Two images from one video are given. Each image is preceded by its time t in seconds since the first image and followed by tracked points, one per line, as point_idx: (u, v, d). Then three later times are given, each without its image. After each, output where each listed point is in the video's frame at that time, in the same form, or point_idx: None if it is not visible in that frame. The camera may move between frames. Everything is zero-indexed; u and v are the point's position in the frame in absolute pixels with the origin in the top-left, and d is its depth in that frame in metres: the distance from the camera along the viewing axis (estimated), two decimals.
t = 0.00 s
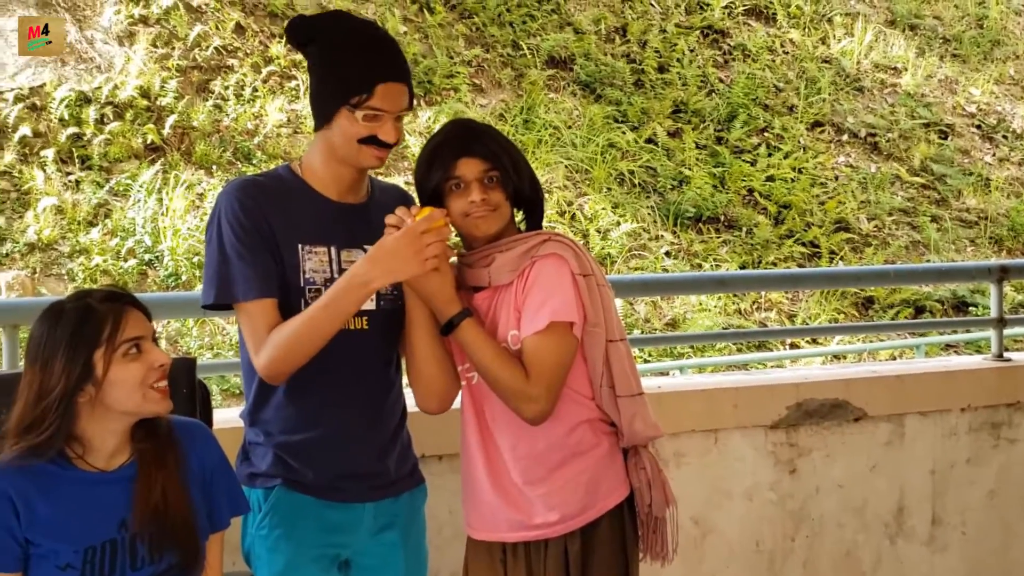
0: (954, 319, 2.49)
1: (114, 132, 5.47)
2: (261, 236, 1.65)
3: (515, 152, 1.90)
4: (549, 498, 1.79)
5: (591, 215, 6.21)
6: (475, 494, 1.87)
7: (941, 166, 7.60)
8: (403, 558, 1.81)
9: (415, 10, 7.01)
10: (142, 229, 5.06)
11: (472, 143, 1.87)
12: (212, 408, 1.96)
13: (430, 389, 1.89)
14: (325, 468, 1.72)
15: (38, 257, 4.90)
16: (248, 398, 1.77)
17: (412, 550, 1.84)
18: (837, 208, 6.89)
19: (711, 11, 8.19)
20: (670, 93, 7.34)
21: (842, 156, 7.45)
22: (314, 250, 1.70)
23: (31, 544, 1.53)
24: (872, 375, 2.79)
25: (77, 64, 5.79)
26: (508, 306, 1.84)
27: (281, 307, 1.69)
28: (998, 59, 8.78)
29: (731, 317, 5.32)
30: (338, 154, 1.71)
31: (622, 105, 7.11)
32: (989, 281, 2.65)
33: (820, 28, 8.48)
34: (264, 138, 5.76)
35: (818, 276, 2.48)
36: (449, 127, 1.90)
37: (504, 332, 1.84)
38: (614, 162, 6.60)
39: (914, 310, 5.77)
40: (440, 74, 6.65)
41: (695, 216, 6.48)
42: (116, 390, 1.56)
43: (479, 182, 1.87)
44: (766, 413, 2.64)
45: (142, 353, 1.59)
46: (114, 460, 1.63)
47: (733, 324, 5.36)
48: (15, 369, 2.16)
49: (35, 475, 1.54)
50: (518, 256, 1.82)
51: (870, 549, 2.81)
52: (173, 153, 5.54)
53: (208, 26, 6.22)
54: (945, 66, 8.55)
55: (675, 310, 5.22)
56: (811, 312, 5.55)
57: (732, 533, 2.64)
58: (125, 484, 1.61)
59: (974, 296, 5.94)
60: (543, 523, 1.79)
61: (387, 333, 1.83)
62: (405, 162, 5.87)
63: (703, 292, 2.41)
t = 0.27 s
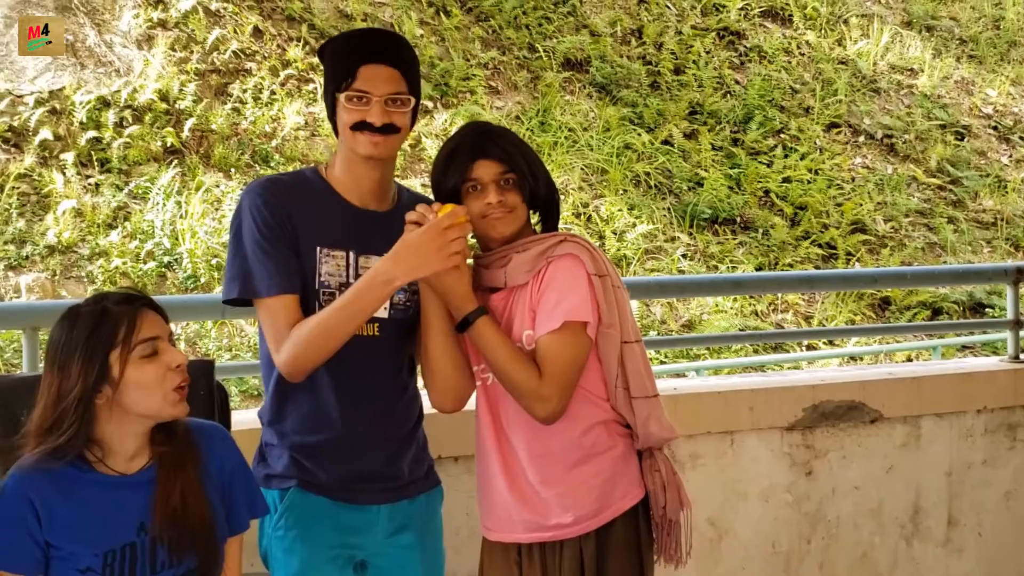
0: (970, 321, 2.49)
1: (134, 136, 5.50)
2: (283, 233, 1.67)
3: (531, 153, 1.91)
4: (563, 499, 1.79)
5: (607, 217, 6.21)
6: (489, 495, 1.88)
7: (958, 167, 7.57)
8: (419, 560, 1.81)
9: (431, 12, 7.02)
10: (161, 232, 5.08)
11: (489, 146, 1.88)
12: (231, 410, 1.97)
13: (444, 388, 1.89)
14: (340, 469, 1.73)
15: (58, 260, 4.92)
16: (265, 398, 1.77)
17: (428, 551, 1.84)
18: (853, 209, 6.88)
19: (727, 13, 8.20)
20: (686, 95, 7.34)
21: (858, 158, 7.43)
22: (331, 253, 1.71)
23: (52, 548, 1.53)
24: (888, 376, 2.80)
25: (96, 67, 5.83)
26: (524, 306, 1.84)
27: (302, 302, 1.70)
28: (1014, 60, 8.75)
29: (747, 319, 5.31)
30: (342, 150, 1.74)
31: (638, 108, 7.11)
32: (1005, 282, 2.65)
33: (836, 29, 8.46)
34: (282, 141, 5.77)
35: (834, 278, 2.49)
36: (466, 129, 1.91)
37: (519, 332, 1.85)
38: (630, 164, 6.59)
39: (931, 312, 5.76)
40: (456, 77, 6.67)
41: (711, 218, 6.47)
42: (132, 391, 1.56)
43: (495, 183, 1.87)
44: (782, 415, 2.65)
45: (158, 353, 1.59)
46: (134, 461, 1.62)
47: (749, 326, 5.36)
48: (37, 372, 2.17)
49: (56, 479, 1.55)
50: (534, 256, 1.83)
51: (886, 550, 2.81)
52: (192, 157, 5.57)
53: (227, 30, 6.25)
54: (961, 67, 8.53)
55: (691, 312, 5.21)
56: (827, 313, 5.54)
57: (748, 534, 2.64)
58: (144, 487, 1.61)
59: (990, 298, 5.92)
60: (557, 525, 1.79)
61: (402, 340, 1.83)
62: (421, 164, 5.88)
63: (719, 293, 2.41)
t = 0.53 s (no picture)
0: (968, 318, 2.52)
1: (142, 135, 5.54)
2: (295, 230, 1.70)
3: (536, 151, 1.93)
4: (566, 493, 1.82)
5: (609, 216, 6.23)
6: (492, 489, 1.91)
7: (956, 166, 7.60)
8: (424, 553, 1.83)
9: (435, 13, 7.06)
10: (168, 230, 5.11)
11: (495, 144, 1.90)
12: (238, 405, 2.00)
13: (449, 383, 1.91)
14: (346, 463, 1.75)
15: (67, 257, 4.95)
16: (273, 393, 1.80)
17: (432, 546, 1.86)
18: (852, 208, 6.90)
19: (728, 13, 8.23)
20: (687, 95, 7.37)
21: (858, 157, 7.46)
22: (341, 253, 1.73)
23: (61, 540, 1.56)
24: (886, 373, 2.82)
25: (105, 68, 5.87)
26: (528, 303, 1.87)
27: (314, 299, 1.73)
28: (1011, 61, 8.78)
29: (748, 315, 5.34)
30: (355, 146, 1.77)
31: (640, 107, 7.14)
32: (1002, 279, 2.68)
33: (836, 30, 8.49)
34: (288, 140, 5.80)
35: (834, 275, 2.51)
36: (473, 127, 1.93)
37: (524, 328, 1.87)
38: (631, 163, 6.62)
39: (929, 309, 5.79)
40: (460, 77, 6.70)
41: (712, 216, 6.50)
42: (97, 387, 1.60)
43: (500, 181, 1.90)
44: (782, 411, 2.67)
45: (124, 350, 1.61)
46: (138, 455, 1.65)
47: (750, 323, 5.38)
48: (46, 366, 2.20)
49: (64, 472, 1.58)
50: (538, 253, 1.86)
51: (885, 545, 2.84)
52: (199, 155, 5.60)
53: (233, 31, 6.29)
54: (960, 67, 8.56)
55: (692, 309, 5.24)
56: (827, 311, 5.57)
57: (748, 529, 2.66)
58: (149, 481, 1.63)
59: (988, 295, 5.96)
60: (560, 518, 1.82)
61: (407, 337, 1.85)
62: (424, 163, 5.91)
63: (719, 290, 2.44)
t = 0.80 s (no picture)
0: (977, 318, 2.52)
1: (155, 137, 5.55)
2: (314, 231, 1.72)
3: (546, 152, 1.94)
4: (574, 492, 1.83)
5: (618, 217, 6.24)
6: (502, 488, 1.92)
7: (965, 167, 7.59)
8: (435, 552, 1.84)
9: (445, 15, 7.08)
10: (181, 231, 5.13)
11: (506, 146, 1.92)
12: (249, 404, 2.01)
13: (459, 383, 1.93)
14: (357, 462, 1.77)
15: (81, 259, 4.96)
16: (288, 394, 1.82)
17: (444, 545, 1.87)
18: (862, 209, 6.90)
19: (738, 14, 8.24)
20: (697, 96, 7.37)
21: (868, 158, 7.46)
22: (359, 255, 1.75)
23: (75, 536, 1.57)
24: (894, 373, 2.83)
25: (118, 70, 5.87)
26: (538, 303, 1.89)
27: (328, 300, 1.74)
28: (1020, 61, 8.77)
29: (758, 316, 5.34)
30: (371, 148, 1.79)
31: (650, 108, 7.14)
32: (1010, 279, 2.68)
33: (845, 31, 8.48)
34: (300, 142, 5.83)
35: (842, 276, 2.52)
36: (484, 128, 1.95)
37: (534, 328, 1.89)
38: (641, 165, 6.63)
39: (939, 309, 5.79)
40: (470, 79, 6.71)
41: (722, 217, 6.51)
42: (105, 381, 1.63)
43: (511, 182, 1.91)
44: (790, 411, 2.68)
45: (129, 347, 1.63)
46: (149, 451, 1.67)
47: (759, 324, 5.39)
48: (60, 366, 2.21)
49: (79, 468, 1.59)
50: (549, 254, 1.87)
51: (893, 544, 2.85)
52: (212, 157, 5.63)
53: (246, 34, 6.32)
54: (969, 69, 8.52)
55: (702, 309, 5.24)
56: (836, 311, 5.57)
57: (757, 528, 2.67)
58: (163, 479, 1.64)
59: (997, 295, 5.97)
60: (569, 517, 1.83)
61: (420, 339, 1.86)
62: (435, 165, 5.92)
63: (728, 291, 2.45)
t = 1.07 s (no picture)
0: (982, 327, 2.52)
1: (160, 147, 5.56)
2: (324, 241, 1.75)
3: (551, 162, 1.94)
4: (579, 500, 1.83)
5: (623, 225, 6.24)
6: (507, 496, 1.92)
7: (970, 176, 7.59)
8: (442, 561, 1.84)
9: (450, 25, 7.13)
10: (187, 241, 5.14)
11: (512, 155, 1.92)
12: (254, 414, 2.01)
13: (466, 392, 1.92)
14: (361, 471, 1.76)
15: (86, 268, 4.96)
16: (294, 403, 1.82)
17: (450, 554, 1.87)
18: (866, 217, 6.89)
19: (742, 23, 8.26)
20: (701, 105, 7.38)
21: (873, 166, 7.46)
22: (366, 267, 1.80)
23: (83, 543, 1.57)
24: (899, 382, 2.82)
25: (124, 81, 5.87)
26: (544, 312, 1.89)
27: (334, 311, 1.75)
28: None
29: (762, 325, 5.33)
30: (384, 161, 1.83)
31: (654, 117, 7.15)
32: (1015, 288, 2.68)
33: (849, 40, 8.49)
34: (305, 151, 5.86)
35: (847, 284, 2.52)
36: (491, 137, 1.95)
37: (539, 337, 1.89)
38: (645, 173, 6.63)
39: (943, 318, 5.78)
40: (476, 88, 6.73)
41: (727, 226, 6.50)
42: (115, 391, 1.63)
43: (517, 191, 1.91)
44: (795, 419, 2.67)
45: (140, 356, 1.64)
46: (157, 460, 1.67)
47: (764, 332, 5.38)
48: (65, 376, 2.21)
49: (88, 476, 1.60)
50: (555, 263, 1.87)
51: (898, 552, 2.84)
52: (217, 167, 5.64)
53: (251, 44, 6.34)
54: (974, 78, 8.52)
55: (706, 318, 5.24)
56: (841, 320, 5.56)
57: (761, 537, 2.66)
58: (170, 488, 1.64)
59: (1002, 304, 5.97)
60: (573, 526, 1.83)
61: (427, 348, 1.86)
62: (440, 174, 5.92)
63: (733, 299, 2.45)
